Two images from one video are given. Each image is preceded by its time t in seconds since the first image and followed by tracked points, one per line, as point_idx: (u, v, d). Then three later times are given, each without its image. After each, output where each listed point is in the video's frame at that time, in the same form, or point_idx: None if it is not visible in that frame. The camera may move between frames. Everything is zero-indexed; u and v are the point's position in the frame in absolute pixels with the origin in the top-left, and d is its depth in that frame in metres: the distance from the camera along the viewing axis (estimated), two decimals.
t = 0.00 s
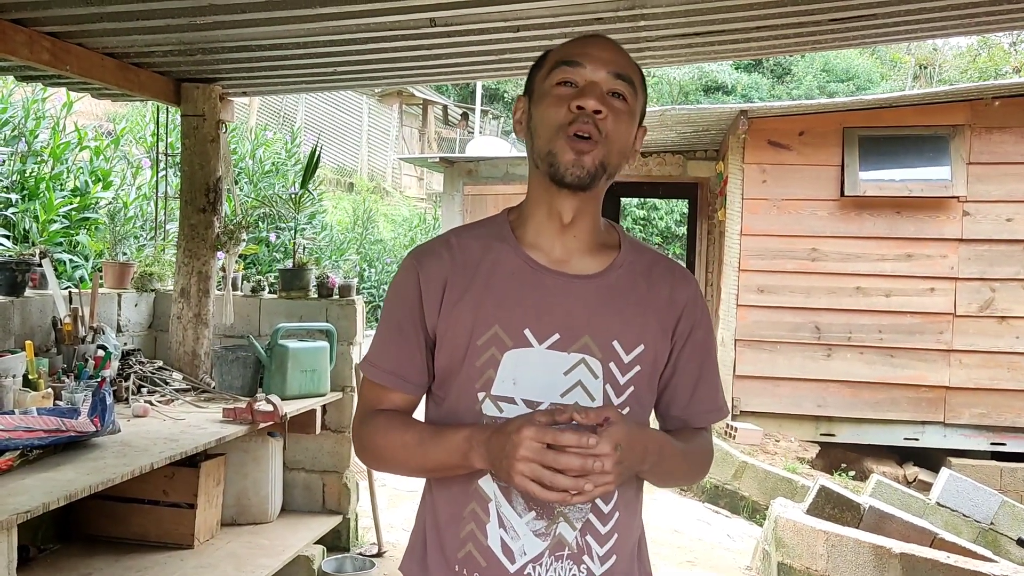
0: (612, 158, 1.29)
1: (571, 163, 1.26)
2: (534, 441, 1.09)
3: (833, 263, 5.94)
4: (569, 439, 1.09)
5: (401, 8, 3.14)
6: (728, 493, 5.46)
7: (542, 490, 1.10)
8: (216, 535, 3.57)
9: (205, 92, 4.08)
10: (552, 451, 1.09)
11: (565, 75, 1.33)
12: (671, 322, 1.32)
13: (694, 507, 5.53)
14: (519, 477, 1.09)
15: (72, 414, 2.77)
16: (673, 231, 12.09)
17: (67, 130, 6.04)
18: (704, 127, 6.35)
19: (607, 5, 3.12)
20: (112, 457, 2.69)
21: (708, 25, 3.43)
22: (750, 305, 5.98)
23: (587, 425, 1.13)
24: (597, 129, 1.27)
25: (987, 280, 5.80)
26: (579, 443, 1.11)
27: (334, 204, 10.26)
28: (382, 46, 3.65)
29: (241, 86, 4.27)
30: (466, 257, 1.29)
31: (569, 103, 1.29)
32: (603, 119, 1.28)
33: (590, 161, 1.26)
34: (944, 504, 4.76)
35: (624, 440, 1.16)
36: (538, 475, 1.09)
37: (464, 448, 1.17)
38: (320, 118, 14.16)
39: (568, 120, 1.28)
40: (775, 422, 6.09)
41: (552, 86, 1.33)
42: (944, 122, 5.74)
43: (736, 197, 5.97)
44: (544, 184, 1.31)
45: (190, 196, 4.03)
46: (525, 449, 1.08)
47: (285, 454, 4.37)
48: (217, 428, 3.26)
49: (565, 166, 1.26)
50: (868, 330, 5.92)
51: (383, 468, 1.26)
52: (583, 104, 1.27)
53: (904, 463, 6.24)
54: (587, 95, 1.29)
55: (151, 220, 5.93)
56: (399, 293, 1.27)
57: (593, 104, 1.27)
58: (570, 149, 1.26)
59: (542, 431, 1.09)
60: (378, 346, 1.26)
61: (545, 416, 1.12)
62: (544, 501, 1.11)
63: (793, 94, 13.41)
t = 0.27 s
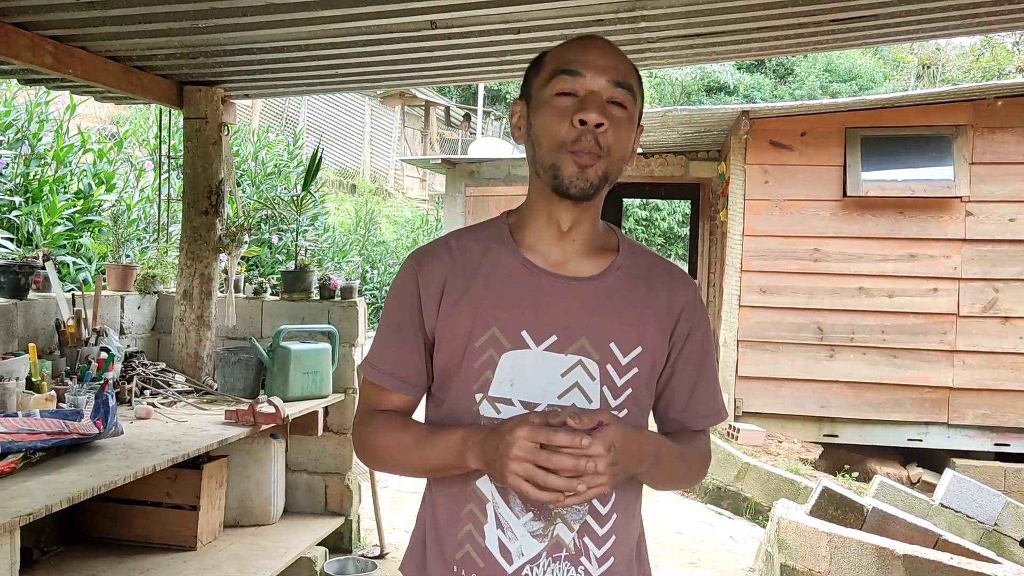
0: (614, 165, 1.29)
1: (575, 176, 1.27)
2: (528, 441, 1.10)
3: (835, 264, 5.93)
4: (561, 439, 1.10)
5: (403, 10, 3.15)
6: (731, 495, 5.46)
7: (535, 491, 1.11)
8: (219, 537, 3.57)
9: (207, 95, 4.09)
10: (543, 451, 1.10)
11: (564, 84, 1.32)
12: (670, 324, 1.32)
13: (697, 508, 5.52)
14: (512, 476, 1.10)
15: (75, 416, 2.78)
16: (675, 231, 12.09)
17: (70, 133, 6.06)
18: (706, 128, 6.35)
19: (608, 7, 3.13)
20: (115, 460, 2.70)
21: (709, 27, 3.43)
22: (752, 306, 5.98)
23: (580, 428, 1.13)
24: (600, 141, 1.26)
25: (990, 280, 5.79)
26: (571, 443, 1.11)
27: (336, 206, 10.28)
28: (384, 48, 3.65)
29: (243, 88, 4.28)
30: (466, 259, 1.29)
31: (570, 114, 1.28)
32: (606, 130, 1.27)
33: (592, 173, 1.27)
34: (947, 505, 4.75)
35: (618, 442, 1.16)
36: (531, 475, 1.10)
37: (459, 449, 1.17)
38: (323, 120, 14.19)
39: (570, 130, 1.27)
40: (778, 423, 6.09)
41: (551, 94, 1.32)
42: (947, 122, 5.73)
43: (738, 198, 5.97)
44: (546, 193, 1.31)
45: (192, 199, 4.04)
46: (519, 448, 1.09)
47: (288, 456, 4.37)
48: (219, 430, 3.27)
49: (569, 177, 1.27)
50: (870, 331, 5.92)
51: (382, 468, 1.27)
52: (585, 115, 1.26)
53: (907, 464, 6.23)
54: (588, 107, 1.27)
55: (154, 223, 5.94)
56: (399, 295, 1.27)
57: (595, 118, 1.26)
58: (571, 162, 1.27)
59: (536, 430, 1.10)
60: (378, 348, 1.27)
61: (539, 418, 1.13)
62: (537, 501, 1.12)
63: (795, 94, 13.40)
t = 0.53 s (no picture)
0: (607, 171, 1.29)
1: (572, 191, 1.27)
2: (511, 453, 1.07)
3: (837, 264, 5.93)
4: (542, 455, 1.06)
5: (403, 12, 3.16)
6: (732, 496, 5.45)
7: (515, 501, 1.08)
8: (220, 538, 3.57)
9: (207, 96, 4.10)
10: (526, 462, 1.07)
11: (544, 96, 1.31)
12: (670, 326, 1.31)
13: (698, 509, 5.52)
14: (494, 485, 1.08)
15: (76, 418, 2.78)
16: (677, 232, 12.09)
17: (72, 135, 6.07)
18: (707, 129, 6.35)
19: (608, 7, 3.12)
20: (116, 461, 2.70)
21: (709, 27, 3.43)
22: (753, 306, 5.98)
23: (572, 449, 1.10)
24: (589, 149, 1.26)
25: (992, 281, 5.78)
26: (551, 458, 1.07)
27: (338, 207, 10.29)
28: (385, 50, 3.66)
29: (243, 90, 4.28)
30: (465, 258, 1.29)
31: (556, 128, 1.27)
32: (593, 138, 1.27)
33: (589, 183, 1.28)
34: (950, 506, 4.74)
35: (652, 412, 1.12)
36: (512, 487, 1.07)
37: (450, 449, 1.17)
38: (325, 122, 14.19)
39: (558, 145, 1.27)
40: (779, 424, 6.08)
41: (532, 109, 1.31)
42: (949, 122, 5.72)
43: (739, 198, 5.96)
44: (541, 204, 1.32)
45: (193, 200, 4.04)
46: (502, 459, 1.06)
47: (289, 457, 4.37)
48: (220, 431, 3.27)
49: (566, 190, 1.28)
50: (872, 331, 5.91)
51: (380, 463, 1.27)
52: (571, 128, 1.26)
53: (910, 465, 6.22)
54: (572, 120, 1.27)
55: (156, 224, 5.95)
56: (399, 293, 1.28)
57: (580, 130, 1.26)
58: (567, 175, 1.27)
59: (520, 443, 1.07)
60: (379, 347, 1.27)
61: (529, 431, 1.09)
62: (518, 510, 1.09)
63: (797, 95, 13.38)
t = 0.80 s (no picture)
0: (585, 183, 1.28)
1: (549, 210, 1.27)
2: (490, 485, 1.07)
3: (837, 265, 5.92)
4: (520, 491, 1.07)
5: (403, 12, 3.15)
6: (733, 497, 5.44)
7: (487, 529, 1.08)
8: (221, 540, 3.57)
9: (207, 98, 4.10)
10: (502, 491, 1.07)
11: (516, 115, 1.29)
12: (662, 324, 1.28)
13: (700, 510, 5.51)
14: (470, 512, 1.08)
15: (76, 420, 2.78)
16: (677, 234, 12.09)
17: (72, 137, 6.07)
18: (707, 130, 6.35)
19: (608, 8, 3.11)
20: (116, 462, 2.70)
21: (709, 28, 3.43)
22: (754, 307, 5.97)
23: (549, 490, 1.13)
24: (565, 167, 1.25)
25: (993, 281, 5.78)
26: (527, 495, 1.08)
27: (338, 209, 10.28)
28: (385, 51, 3.65)
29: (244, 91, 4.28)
30: (454, 266, 1.30)
31: (527, 148, 1.26)
32: (568, 156, 1.25)
33: (565, 198, 1.27)
34: (951, 507, 4.74)
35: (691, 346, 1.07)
36: (487, 515, 1.08)
37: (435, 461, 1.19)
38: (324, 123, 14.19)
39: (530, 166, 1.26)
40: (780, 425, 6.07)
41: (505, 127, 1.29)
42: (949, 122, 5.72)
43: (739, 199, 5.96)
44: (524, 216, 1.32)
45: (193, 202, 4.04)
46: (480, 489, 1.07)
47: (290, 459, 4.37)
48: (220, 433, 3.27)
49: (542, 210, 1.28)
50: (873, 332, 5.90)
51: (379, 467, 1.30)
52: (540, 150, 1.24)
53: (911, 466, 6.22)
54: (544, 140, 1.25)
55: (156, 226, 5.95)
56: (391, 303, 1.30)
57: (552, 152, 1.24)
58: (544, 195, 1.27)
59: (501, 477, 1.07)
60: (373, 356, 1.30)
61: (511, 463, 1.11)
62: (489, 535, 1.10)
63: (797, 96, 13.37)
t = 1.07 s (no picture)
0: (576, 180, 1.28)
1: (543, 210, 1.28)
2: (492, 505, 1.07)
3: (837, 266, 5.93)
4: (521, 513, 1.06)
5: (403, 14, 3.15)
6: (733, 498, 5.44)
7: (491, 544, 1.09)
8: (221, 542, 3.56)
9: (207, 99, 4.10)
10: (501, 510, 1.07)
11: (500, 120, 1.29)
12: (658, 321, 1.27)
13: (699, 511, 5.51)
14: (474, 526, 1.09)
15: (77, 421, 2.78)
16: (676, 235, 12.10)
17: (71, 139, 6.07)
18: (706, 131, 6.35)
19: (608, 9, 3.12)
20: (116, 464, 2.70)
21: (708, 29, 3.43)
22: (754, 308, 5.97)
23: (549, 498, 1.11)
24: (554, 167, 1.25)
25: (992, 282, 5.78)
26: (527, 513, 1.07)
27: (337, 210, 10.28)
28: (385, 52, 3.65)
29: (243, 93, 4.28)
30: (451, 270, 1.30)
31: (516, 152, 1.26)
32: (557, 156, 1.25)
33: (559, 197, 1.27)
34: (951, 507, 4.74)
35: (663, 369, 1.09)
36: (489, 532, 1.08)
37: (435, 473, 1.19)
38: (323, 125, 14.19)
39: (520, 169, 1.26)
40: (780, 426, 6.08)
41: (491, 132, 1.30)
42: (948, 123, 5.73)
43: (739, 200, 5.97)
44: (518, 219, 1.31)
45: (192, 203, 4.04)
46: (482, 509, 1.07)
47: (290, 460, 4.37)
48: (220, 435, 3.26)
49: (537, 210, 1.28)
50: (872, 332, 5.90)
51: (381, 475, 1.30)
52: (530, 152, 1.24)
53: (910, 466, 6.22)
54: (531, 142, 1.25)
55: (155, 227, 5.95)
56: (388, 310, 1.31)
57: (541, 153, 1.24)
58: (537, 194, 1.27)
59: (503, 497, 1.07)
60: (373, 364, 1.31)
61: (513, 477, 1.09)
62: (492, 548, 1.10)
63: (795, 97, 13.38)
